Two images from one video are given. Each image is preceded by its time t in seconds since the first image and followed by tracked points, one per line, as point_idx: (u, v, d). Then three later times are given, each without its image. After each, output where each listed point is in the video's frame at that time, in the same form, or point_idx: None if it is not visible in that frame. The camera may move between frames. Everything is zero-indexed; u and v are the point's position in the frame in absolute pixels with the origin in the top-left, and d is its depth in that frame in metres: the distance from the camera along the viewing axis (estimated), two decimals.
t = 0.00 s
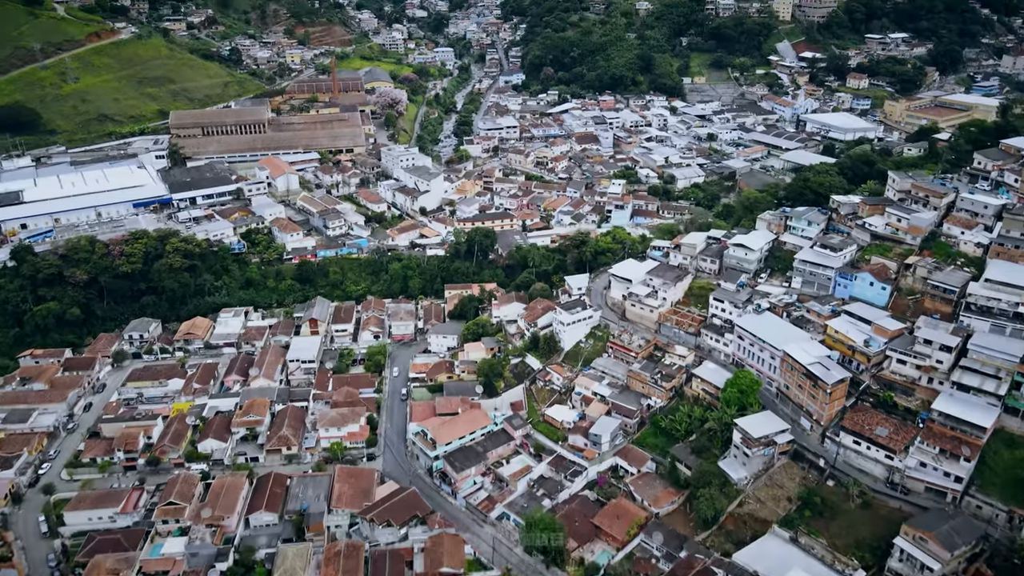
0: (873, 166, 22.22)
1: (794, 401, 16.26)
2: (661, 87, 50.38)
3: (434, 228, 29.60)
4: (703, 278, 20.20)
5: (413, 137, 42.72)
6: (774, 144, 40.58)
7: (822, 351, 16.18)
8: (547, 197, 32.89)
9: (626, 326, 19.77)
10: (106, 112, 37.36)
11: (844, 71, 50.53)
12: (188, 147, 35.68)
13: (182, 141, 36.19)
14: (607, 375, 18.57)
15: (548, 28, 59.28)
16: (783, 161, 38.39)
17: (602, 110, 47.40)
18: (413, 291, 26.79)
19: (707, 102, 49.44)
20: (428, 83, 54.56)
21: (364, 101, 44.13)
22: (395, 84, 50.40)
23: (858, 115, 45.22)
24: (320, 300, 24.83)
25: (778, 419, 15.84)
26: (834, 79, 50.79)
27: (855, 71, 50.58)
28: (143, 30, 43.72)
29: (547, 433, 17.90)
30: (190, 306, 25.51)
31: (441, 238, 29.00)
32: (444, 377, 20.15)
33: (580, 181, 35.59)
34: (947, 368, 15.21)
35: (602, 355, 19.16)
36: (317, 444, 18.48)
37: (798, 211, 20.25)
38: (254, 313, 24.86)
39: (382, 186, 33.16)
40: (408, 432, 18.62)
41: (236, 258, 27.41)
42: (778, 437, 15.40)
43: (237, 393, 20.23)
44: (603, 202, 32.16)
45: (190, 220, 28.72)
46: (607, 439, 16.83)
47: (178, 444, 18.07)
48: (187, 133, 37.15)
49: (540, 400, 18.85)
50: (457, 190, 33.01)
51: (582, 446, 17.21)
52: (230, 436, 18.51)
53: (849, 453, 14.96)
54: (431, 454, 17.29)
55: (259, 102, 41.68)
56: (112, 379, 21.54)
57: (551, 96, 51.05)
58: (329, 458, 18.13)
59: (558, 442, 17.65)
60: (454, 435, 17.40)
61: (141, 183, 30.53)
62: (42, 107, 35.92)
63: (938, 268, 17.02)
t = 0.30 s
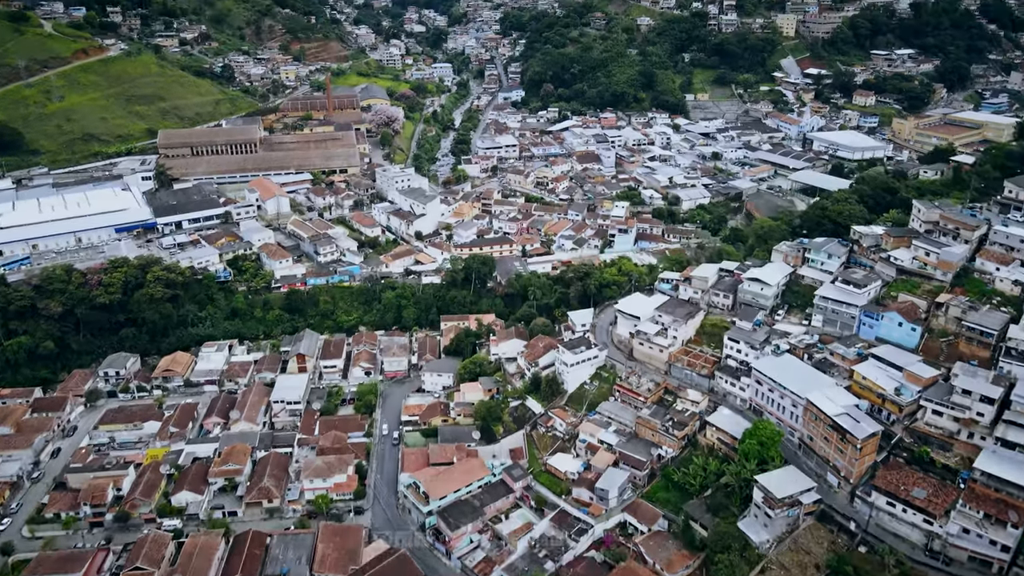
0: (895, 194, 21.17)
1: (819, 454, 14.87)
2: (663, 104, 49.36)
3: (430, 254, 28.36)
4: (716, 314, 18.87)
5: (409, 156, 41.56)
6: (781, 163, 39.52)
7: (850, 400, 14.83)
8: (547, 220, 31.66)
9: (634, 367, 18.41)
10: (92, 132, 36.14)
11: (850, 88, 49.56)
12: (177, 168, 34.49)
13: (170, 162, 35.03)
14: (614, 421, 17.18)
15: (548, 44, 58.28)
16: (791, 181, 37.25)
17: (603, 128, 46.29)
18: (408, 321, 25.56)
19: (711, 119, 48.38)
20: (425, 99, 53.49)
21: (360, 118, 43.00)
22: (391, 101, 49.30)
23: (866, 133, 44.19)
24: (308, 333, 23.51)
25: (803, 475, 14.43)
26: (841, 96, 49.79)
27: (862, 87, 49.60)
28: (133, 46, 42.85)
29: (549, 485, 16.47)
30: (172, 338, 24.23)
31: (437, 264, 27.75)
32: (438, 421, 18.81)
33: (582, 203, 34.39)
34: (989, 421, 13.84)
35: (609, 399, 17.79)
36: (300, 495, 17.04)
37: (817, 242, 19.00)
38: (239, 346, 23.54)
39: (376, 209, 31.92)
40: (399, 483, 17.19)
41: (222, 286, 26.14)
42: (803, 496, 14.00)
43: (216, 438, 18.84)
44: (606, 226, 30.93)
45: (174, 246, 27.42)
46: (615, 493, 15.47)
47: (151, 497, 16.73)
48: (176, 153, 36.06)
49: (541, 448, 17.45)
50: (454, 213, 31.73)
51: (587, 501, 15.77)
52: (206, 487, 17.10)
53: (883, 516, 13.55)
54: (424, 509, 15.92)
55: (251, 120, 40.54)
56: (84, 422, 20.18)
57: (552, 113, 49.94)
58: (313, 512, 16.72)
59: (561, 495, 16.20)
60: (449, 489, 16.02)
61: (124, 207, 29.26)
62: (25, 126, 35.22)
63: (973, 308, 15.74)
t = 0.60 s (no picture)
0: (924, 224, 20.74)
1: (851, 515, 13.49)
2: (666, 120, 48.29)
3: (426, 280, 27.10)
4: (731, 353, 17.52)
5: (406, 174, 40.40)
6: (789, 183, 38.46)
7: (883, 456, 13.50)
8: (549, 243, 30.40)
9: (644, 411, 17.02)
10: (77, 151, 34.98)
11: (857, 104, 48.53)
12: (164, 189, 33.27)
13: (157, 182, 33.77)
14: (623, 472, 15.76)
15: (548, 59, 57.26)
16: (800, 201, 36.09)
17: (605, 145, 45.14)
18: (402, 353, 24.27)
19: (715, 136, 47.28)
20: (423, 115, 52.40)
21: (355, 136, 41.86)
22: (388, 117, 48.21)
23: (875, 151, 43.12)
24: (296, 368, 22.17)
25: (834, 539, 13.01)
26: (848, 112, 48.75)
27: (869, 103, 48.56)
28: (122, 62, 41.85)
29: (552, 543, 15.03)
30: (151, 372, 22.88)
31: (433, 291, 26.49)
32: (432, 468, 17.43)
33: (584, 225, 33.18)
34: None
35: (616, 447, 16.44)
36: (281, 552, 15.65)
37: (838, 276, 17.72)
38: (222, 382, 22.19)
39: (370, 232, 30.67)
40: (389, 539, 15.76)
41: (207, 316, 24.79)
42: (836, 566, 12.49)
43: (193, 487, 17.46)
44: (610, 250, 29.70)
45: (157, 273, 26.11)
46: (625, 555, 13.90)
47: (118, 557, 15.32)
48: (164, 172, 34.88)
49: (544, 501, 16.05)
50: (452, 236, 30.45)
51: (595, 562, 14.26)
52: (179, 545, 15.69)
53: None
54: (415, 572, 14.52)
55: (243, 138, 39.37)
56: (53, 467, 18.86)
57: (552, 129, 48.81)
58: (295, 572, 15.29)
59: (565, 555, 14.76)
60: (443, 549, 14.62)
61: (107, 231, 28.00)
62: (8, 145, 34.19)
63: (1014, 352, 14.44)
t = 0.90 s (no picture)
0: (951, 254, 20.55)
1: None
2: (670, 137, 47.18)
3: (421, 307, 25.76)
4: (750, 397, 16.18)
5: (402, 193, 39.21)
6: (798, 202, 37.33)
7: (926, 521, 12.13)
8: (550, 267, 29.13)
9: (656, 461, 15.64)
10: (61, 170, 33.83)
11: (865, 120, 47.46)
12: (150, 210, 32.05)
13: (143, 203, 32.49)
14: (633, 530, 14.27)
15: (549, 74, 56.22)
16: (810, 222, 34.86)
17: (607, 162, 43.99)
18: (396, 388, 23.05)
19: (720, 153, 46.14)
20: (421, 131, 51.30)
21: (351, 154, 40.70)
22: (385, 133, 47.09)
23: (886, 169, 41.97)
24: (282, 405, 20.82)
25: None
26: (855, 128, 47.66)
27: (877, 120, 47.48)
28: (111, 78, 40.77)
29: None
30: (129, 410, 21.74)
31: (429, 321, 25.15)
32: (425, 522, 16.04)
33: (587, 248, 31.94)
34: None
35: (626, 502, 15.03)
36: None
37: (865, 312, 16.58)
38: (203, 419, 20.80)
39: (363, 256, 29.33)
40: None
41: (189, 347, 23.40)
42: None
43: (165, 543, 16.04)
44: (614, 275, 28.41)
45: (137, 301, 24.79)
46: None
47: None
48: (152, 192, 33.70)
49: (547, 562, 14.61)
50: (449, 260, 29.15)
51: None
52: None
53: None
54: None
55: (234, 156, 38.19)
56: (17, 518, 17.53)
57: (553, 146, 47.66)
58: None
59: None
60: None
61: (87, 256, 26.70)
62: None
63: None
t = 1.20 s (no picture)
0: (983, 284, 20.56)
1: None
2: (673, 153, 46.05)
3: (417, 336, 24.44)
4: (773, 449, 14.94)
5: (398, 213, 38.01)
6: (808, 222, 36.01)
7: None
8: (552, 293, 27.87)
9: (671, 519, 14.26)
10: (43, 190, 32.63)
11: (873, 136, 46.36)
12: (135, 232, 30.79)
13: (128, 224, 31.22)
14: None
15: (549, 88, 55.19)
16: (821, 243, 33.67)
17: (610, 180, 42.81)
18: (388, 425, 21.73)
19: (725, 170, 44.99)
20: (418, 147, 50.16)
21: (346, 171, 39.50)
22: (381, 150, 45.95)
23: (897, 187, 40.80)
24: (266, 446, 19.47)
25: None
26: (863, 144, 46.59)
27: (886, 136, 46.39)
28: (99, 95, 39.64)
29: None
30: (103, 449, 20.45)
31: (424, 352, 23.81)
32: None
33: (590, 271, 30.71)
34: None
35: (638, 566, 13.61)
36: None
37: (898, 353, 16.10)
38: (180, 461, 19.45)
39: (357, 280, 28.04)
40: None
41: (169, 382, 22.05)
42: None
43: None
44: (619, 301, 27.16)
45: (116, 331, 23.49)
46: None
47: None
48: (138, 213, 32.45)
49: None
50: (446, 284, 27.85)
51: None
52: None
53: None
54: None
55: (225, 174, 36.97)
56: None
57: (554, 163, 46.50)
58: None
59: None
60: None
61: (66, 281, 25.42)
62: None
63: None
